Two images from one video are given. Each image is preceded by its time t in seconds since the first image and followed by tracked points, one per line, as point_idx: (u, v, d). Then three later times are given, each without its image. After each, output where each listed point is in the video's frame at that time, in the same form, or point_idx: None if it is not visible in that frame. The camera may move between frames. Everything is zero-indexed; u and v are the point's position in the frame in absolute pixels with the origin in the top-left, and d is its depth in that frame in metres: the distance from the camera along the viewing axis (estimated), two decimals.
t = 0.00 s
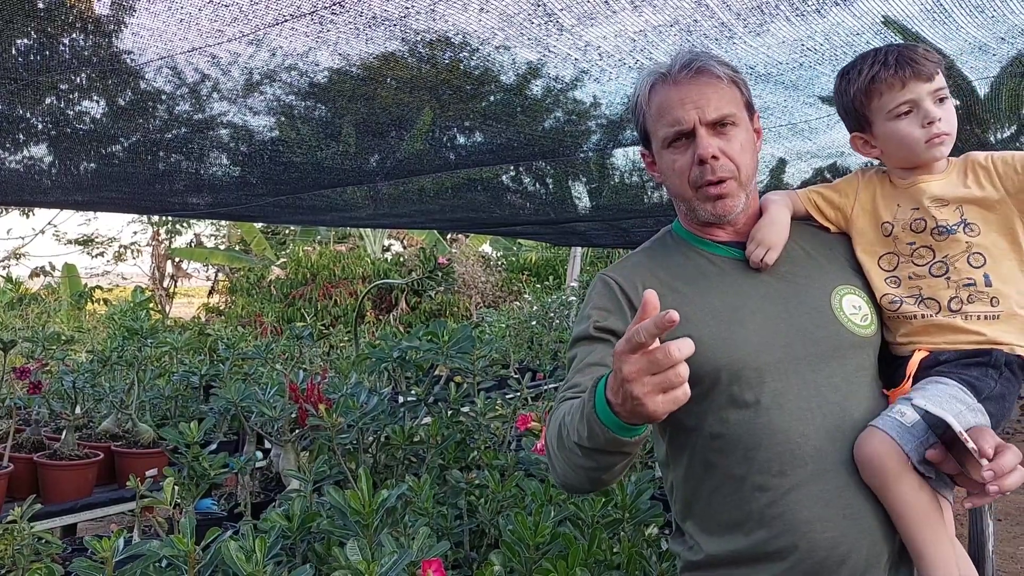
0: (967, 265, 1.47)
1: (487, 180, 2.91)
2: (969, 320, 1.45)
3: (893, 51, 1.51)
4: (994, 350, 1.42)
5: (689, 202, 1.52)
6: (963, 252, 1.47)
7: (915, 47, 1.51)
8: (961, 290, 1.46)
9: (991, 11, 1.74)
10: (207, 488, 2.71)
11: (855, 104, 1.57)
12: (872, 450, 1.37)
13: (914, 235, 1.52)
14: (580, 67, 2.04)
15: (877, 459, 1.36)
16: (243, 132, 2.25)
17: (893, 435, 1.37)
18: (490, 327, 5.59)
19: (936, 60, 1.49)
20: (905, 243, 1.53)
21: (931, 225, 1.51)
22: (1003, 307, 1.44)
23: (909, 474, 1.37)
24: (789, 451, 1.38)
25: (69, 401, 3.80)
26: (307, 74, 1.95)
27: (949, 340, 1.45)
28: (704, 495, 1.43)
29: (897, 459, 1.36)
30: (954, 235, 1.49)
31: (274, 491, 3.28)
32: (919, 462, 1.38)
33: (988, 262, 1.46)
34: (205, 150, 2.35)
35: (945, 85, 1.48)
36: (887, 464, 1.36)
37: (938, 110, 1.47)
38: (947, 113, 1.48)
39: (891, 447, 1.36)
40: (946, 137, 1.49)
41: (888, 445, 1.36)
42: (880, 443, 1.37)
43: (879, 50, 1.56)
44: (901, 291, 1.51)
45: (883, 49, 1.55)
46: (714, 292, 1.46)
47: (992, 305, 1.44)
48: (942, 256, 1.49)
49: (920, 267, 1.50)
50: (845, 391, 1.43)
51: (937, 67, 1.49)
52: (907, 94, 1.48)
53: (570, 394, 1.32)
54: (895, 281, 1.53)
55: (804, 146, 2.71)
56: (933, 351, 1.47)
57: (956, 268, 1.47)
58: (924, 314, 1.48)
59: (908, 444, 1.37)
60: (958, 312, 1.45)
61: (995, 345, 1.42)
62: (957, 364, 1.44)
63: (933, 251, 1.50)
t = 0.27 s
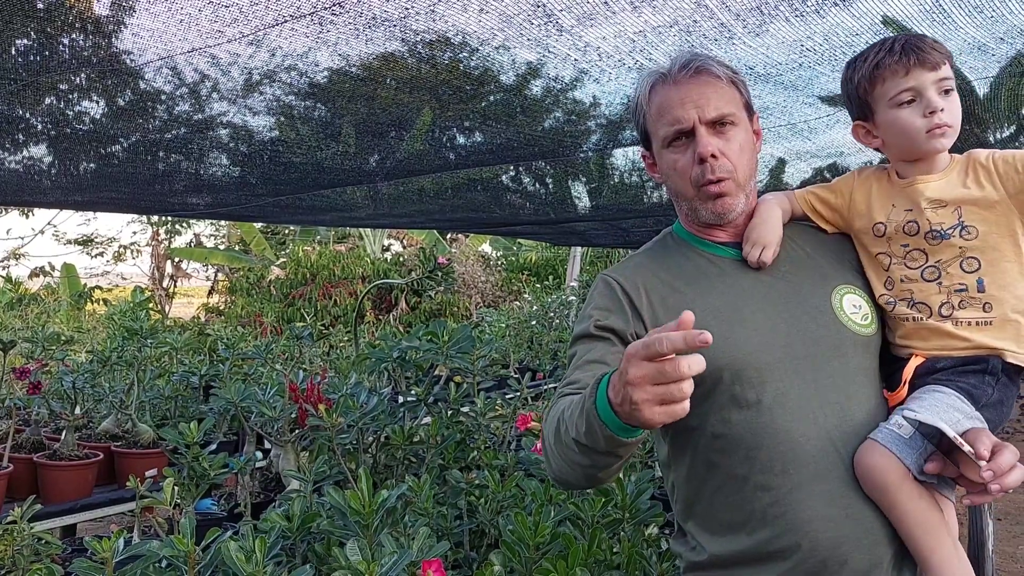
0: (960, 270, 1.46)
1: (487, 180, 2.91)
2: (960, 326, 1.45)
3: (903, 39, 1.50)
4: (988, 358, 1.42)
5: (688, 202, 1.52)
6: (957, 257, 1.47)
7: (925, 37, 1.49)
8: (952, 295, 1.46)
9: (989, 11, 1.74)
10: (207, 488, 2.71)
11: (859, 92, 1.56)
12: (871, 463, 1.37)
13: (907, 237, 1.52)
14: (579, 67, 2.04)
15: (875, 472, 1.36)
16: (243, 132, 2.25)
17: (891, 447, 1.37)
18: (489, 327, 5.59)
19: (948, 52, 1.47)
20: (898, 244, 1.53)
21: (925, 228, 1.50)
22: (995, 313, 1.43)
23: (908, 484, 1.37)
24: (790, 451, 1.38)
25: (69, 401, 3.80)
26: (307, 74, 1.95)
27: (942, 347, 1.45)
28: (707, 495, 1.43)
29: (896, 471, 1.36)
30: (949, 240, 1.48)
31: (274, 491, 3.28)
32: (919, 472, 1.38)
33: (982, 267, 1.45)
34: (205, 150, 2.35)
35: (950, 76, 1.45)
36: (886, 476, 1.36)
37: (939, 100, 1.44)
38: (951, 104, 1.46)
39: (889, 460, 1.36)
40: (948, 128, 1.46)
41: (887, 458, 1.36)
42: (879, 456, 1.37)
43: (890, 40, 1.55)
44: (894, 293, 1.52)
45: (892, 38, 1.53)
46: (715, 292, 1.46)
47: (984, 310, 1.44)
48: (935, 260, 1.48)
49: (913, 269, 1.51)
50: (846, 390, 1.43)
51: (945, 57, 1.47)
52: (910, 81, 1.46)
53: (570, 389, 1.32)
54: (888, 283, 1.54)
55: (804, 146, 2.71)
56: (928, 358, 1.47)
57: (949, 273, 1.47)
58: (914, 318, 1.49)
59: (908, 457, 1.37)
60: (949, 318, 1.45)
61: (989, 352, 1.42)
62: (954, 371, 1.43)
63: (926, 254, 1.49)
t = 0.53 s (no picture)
0: (960, 276, 1.43)
1: (486, 179, 2.91)
2: (956, 334, 1.42)
3: (919, 27, 1.47)
4: (984, 367, 1.40)
5: (687, 202, 1.53)
6: (956, 262, 1.44)
7: (942, 27, 1.45)
8: (950, 302, 1.43)
9: (989, 10, 1.74)
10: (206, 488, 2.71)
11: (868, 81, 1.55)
12: (860, 473, 1.37)
13: (908, 240, 1.50)
14: (579, 67, 2.04)
15: (864, 482, 1.37)
16: (242, 132, 2.25)
17: (879, 457, 1.37)
18: (489, 326, 5.60)
19: (960, 43, 1.43)
20: (899, 247, 1.51)
21: (926, 231, 1.48)
22: (994, 321, 1.40)
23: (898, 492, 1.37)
24: (789, 450, 1.38)
25: (69, 401, 3.80)
26: (306, 73, 1.95)
27: (938, 356, 1.44)
28: (705, 494, 1.43)
29: (886, 479, 1.36)
30: (949, 244, 1.45)
31: (274, 490, 3.28)
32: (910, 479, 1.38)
33: (984, 273, 1.42)
34: (204, 149, 2.35)
35: (952, 68, 1.42)
36: (876, 485, 1.36)
37: (924, 92, 1.43)
38: (940, 99, 1.43)
39: (878, 469, 1.36)
40: (930, 121, 1.44)
41: (876, 468, 1.36)
42: (868, 466, 1.37)
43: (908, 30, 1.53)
44: (892, 297, 1.50)
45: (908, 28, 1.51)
46: (714, 291, 1.46)
47: (982, 318, 1.41)
48: (935, 265, 1.46)
49: (913, 274, 1.48)
50: (844, 391, 1.43)
51: (952, 50, 1.42)
52: (899, 68, 1.46)
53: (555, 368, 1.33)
54: (888, 287, 1.52)
55: (803, 145, 2.71)
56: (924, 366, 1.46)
57: (947, 279, 1.44)
58: (912, 325, 1.47)
59: (897, 465, 1.36)
60: (946, 326, 1.43)
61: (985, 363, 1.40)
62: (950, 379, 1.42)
63: (926, 259, 1.47)
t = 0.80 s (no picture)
0: (958, 275, 1.43)
1: (486, 178, 2.91)
2: (949, 334, 1.42)
3: (924, 22, 1.47)
4: (971, 370, 1.40)
5: (689, 198, 1.53)
6: (954, 261, 1.43)
7: (947, 21, 1.44)
8: (945, 300, 1.43)
9: (989, 8, 1.74)
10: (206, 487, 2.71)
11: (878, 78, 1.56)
12: (842, 479, 1.36)
13: (909, 237, 1.49)
14: (579, 66, 2.04)
15: (847, 488, 1.36)
16: (242, 131, 2.25)
17: (860, 463, 1.36)
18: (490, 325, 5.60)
19: (965, 36, 1.43)
20: (900, 243, 1.50)
21: (927, 228, 1.47)
22: (989, 322, 1.39)
23: (881, 497, 1.37)
24: (776, 449, 1.38)
25: (69, 400, 3.80)
26: (307, 72, 1.95)
27: (926, 359, 1.43)
28: (693, 491, 1.43)
29: (868, 485, 1.35)
30: (950, 242, 1.44)
31: (274, 490, 3.28)
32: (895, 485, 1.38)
33: (981, 273, 1.41)
34: (205, 148, 2.35)
35: (955, 61, 1.42)
36: (859, 491, 1.35)
37: (924, 87, 1.43)
38: (942, 93, 1.43)
39: (860, 475, 1.35)
40: (931, 117, 1.44)
41: (857, 474, 1.35)
42: (850, 472, 1.36)
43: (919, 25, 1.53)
44: (890, 293, 1.48)
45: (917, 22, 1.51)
46: (707, 288, 1.46)
47: (976, 319, 1.40)
48: (933, 262, 1.45)
49: (911, 271, 1.47)
50: (837, 391, 1.42)
51: (955, 43, 1.42)
52: (900, 64, 1.46)
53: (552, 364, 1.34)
54: (885, 284, 1.50)
55: (804, 144, 2.71)
56: (912, 370, 1.45)
57: (945, 276, 1.44)
58: (905, 323, 1.46)
59: (877, 470, 1.36)
60: (940, 325, 1.42)
61: (974, 366, 1.40)
62: (937, 383, 1.42)
63: (926, 255, 1.47)
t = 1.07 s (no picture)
0: (962, 268, 1.41)
1: (486, 178, 2.92)
2: (952, 327, 1.39)
3: (924, 23, 1.45)
4: (963, 367, 1.37)
5: (686, 197, 1.53)
6: (959, 254, 1.41)
7: (946, 21, 1.42)
8: (948, 293, 1.41)
9: (988, 6, 1.74)
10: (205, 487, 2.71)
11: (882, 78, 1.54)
12: (831, 479, 1.36)
13: (913, 231, 1.48)
14: (578, 65, 2.04)
15: (835, 487, 1.35)
16: (242, 130, 2.25)
17: (848, 462, 1.35)
18: (489, 324, 5.60)
19: (965, 39, 1.40)
20: (904, 238, 1.49)
21: (932, 222, 1.45)
22: (993, 315, 1.37)
23: (870, 497, 1.35)
24: (768, 450, 1.38)
25: (69, 400, 3.81)
26: (306, 72, 1.95)
27: (920, 356, 1.41)
28: (688, 493, 1.44)
29: (856, 484, 1.34)
30: (955, 235, 1.42)
31: (274, 489, 3.29)
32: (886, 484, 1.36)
33: (986, 266, 1.39)
34: (204, 148, 2.36)
35: (955, 65, 1.40)
36: (846, 490, 1.34)
37: (924, 92, 1.42)
38: (942, 97, 1.41)
39: (847, 474, 1.34)
40: (932, 121, 1.43)
41: (844, 472, 1.35)
42: (838, 472, 1.35)
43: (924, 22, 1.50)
44: (893, 288, 1.48)
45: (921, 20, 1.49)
46: (700, 290, 1.47)
47: (980, 312, 1.38)
48: (937, 256, 1.43)
49: (914, 264, 1.46)
50: (831, 392, 1.42)
51: (955, 46, 1.40)
52: (900, 68, 1.45)
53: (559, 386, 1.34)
54: (889, 279, 1.49)
55: (803, 143, 2.71)
56: (906, 368, 1.43)
57: (948, 269, 1.42)
58: (907, 317, 1.44)
59: (866, 469, 1.34)
60: (943, 318, 1.40)
61: (970, 361, 1.37)
62: (928, 381, 1.39)
63: (929, 249, 1.45)
